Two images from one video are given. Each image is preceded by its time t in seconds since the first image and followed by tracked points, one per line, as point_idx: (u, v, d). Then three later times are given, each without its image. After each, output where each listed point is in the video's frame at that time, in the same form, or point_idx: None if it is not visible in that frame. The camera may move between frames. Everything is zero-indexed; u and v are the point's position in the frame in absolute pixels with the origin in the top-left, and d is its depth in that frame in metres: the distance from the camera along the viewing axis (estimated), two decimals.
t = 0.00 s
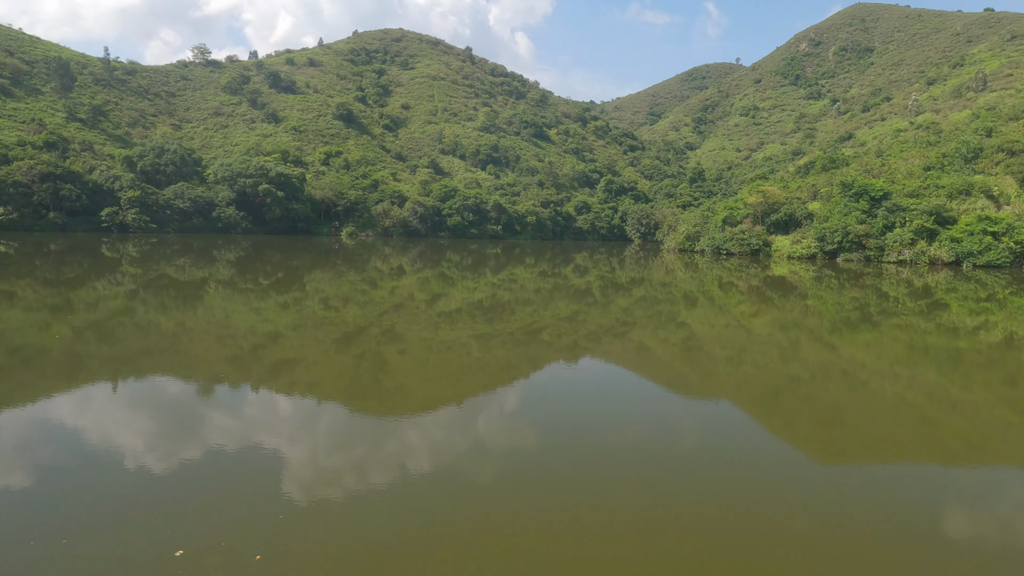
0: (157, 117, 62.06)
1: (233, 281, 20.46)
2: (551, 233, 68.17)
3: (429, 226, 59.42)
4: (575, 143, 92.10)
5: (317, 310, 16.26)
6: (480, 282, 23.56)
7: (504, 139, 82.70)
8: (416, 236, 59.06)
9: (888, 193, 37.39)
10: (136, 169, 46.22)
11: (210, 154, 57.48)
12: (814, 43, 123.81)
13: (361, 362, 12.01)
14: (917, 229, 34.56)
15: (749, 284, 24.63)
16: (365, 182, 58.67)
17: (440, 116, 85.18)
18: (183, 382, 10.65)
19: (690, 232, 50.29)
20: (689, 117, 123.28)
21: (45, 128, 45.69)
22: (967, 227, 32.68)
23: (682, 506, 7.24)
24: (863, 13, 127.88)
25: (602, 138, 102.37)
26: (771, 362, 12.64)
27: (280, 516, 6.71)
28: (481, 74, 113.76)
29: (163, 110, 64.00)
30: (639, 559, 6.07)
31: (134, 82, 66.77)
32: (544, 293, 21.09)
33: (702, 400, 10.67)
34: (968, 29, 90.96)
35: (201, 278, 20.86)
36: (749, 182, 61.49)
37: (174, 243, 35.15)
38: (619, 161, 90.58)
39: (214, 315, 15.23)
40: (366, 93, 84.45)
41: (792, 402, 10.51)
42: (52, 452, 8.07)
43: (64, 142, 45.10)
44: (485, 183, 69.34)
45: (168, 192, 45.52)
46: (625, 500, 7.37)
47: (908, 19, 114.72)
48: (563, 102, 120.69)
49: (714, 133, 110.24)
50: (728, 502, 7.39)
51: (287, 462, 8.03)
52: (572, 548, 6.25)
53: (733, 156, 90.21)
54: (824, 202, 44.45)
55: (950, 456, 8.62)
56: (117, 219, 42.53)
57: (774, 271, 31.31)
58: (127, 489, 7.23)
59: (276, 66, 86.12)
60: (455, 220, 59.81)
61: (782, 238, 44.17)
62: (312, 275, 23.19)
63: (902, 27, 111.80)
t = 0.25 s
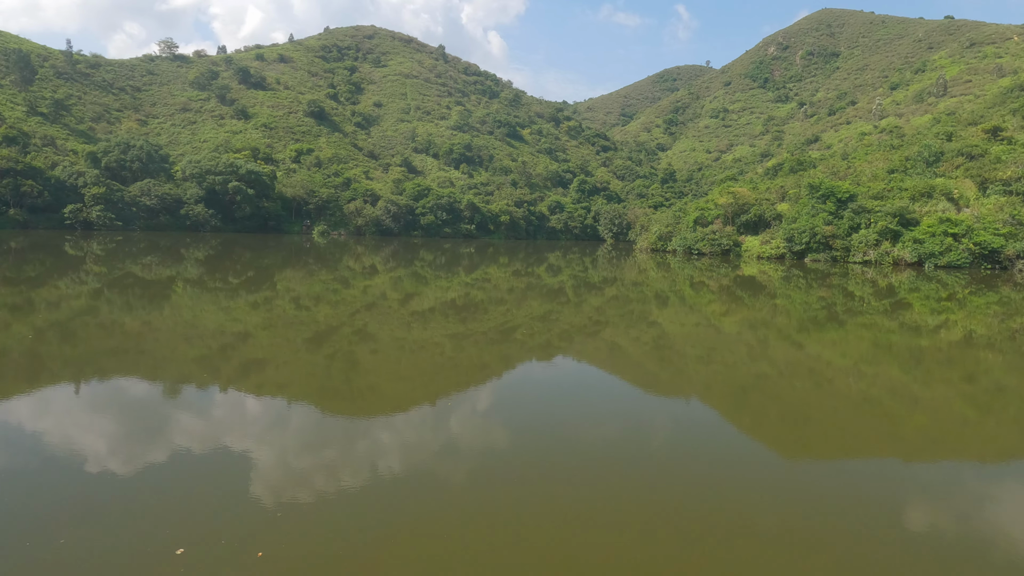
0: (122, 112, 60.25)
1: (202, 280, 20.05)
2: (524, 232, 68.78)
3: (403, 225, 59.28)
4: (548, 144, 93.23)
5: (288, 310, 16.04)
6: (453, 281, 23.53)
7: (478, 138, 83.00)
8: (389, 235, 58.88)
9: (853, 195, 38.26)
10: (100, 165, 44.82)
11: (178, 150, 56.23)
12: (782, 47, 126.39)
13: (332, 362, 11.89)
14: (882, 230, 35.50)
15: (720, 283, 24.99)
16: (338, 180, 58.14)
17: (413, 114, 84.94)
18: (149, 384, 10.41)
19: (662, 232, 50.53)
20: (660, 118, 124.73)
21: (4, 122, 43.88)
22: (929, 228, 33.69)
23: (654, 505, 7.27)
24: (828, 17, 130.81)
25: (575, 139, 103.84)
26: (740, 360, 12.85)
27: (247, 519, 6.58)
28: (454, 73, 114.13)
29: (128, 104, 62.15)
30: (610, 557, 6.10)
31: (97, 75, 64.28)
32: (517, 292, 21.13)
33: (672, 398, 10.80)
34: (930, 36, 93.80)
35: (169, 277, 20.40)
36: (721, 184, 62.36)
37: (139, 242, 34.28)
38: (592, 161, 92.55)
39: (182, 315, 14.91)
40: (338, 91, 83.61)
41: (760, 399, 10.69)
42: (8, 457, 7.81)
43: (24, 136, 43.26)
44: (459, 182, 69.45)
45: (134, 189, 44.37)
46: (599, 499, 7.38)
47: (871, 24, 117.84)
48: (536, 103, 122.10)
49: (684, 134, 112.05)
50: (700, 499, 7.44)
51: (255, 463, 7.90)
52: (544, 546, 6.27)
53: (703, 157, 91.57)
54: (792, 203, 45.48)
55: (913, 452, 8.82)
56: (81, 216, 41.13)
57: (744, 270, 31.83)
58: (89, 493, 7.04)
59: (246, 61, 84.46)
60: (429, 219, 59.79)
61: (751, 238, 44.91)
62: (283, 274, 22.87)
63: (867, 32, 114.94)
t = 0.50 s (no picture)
0: (105, 110, 59.39)
1: (187, 281, 19.88)
2: (512, 233, 68.99)
3: (390, 225, 59.19)
4: (536, 145, 94.00)
5: (275, 310, 15.95)
6: (440, 281, 23.51)
7: (465, 139, 83.07)
8: (377, 235, 58.78)
9: (838, 197, 38.59)
10: (84, 164, 44.07)
11: (163, 149, 55.74)
12: (768, 49, 127.39)
13: (319, 363, 11.84)
14: (866, 231, 35.81)
15: (707, 284, 25.14)
16: (325, 180, 57.90)
17: (400, 114, 84.81)
18: (132, 385, 10.32)
19: (650, 232, 50.85)
20: (647, 119, 125.43)
21: None
22: (912, 230, 34.20)
23: (640, 505, 7.29)
24: (812, 20, 131.99)
25: (562, 140, 104.75)
26: (725, 360, 12.95)
27: (231, 522, 6.54)
28: (441, 73, 114.34)
29: (112, 103, 61.47)
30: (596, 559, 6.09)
31: (80, 73, 63.39)
32: (505, 292, 21.16)
33: (659, 398, 10.86)
34: (912, 39, 94.85)
35: (153, 277, 20.20)
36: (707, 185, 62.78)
37: (124, 242, 33.90)
38: (579, 162, 94.57)
39: (166, 315, 14.78)
40: (325, 90, 83.31)
41: (745, 399, 10.78)
42: None
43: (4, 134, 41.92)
44: (446, 182, 69.45)
45: (119, 187, 43.81)
46: (587, 500, 7.38)
47: (855, 28, 119.37)
48: (523, 104, 123.14)
49: (671, 136, 112.87)
50: (688, 500, 7.47)
51: (241, 465, 7.85)
52: (529, 547, 6.28)
53: (689, 158, 92.23)
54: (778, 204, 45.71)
55: (896, 451, 8.92)
56: (64, 215, 40.36)
57: (731, 271, 32.01)
58: (71, 496, 6.96)
59: (231, 60, 83.67)
60: (416, 219, 59.75)
61: (738, 239, 45.20)
62: (270, 274, 22.73)
63: (851, 35, 116.38)
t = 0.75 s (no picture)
0: (91, 109, 58.72)
1: (174, 281, 19.73)
2: (501, 235, 69.02)
3: (380, 226, 59.23)
4: (525, 147, 94.63)
5: (263, 312, 15.87)
6: (430, 283, 23.49)
7: (455, 140, 83.15)
8: (366, 236, 58.78)
9: (825, 201, 39.01)
10: (70, 163, 43.40)
11: (150, 149, 55.24)
12: (755, 54, 128.31)
13: (308, 364, 11.79)
14: (853, 235, 36.12)
15: (695, 286, 25.26)
16: (314, 180, 57.71)
17: (390, 115, 84.74)
18: (118, 387, 10.23)
19: (639, 234, 51.17)
20: (636, 121, 126.15)
21: None
22: (897, 233, 34.77)
23: (628, 506, 7.31)
24: (799, 24, 133.07)
25: (552, 142, 105.35)
26: (713, 362, 13.03)
27: (216, 524, 6.50)
28: (431, 74, 114.41)
29: (98, 102, 60.83)
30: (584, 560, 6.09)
31: (65, 71, 62.67)
32: (494, 294, 21.18)
33: (646, 399, 10.90)
34: (898, 45, 95.82)
35: (139, 278, 20.02)
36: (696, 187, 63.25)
37: (110, 242, 33.59)
38: (568, 164, 94.72)
39: (152, 317, 14.65)
40: (314, 90, 83.11)
41: (732, 401, 10.85)
42: None
43: None
44: (436, 183, 69.37)
45: (105, 187, 43.20)
46: (580, 502, 7.37)
47: (841, 33, 120.83)
48: (512, 106, 123.64)
49: (659, 138, 113.64)
50: (680, 502, 7.48)
51: (227, 467, 7.80)
52: (517, 549, 6.27)
53: (677, 161, 92.90)
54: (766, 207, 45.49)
55: (882, 452, 9.00)
56: (50, 215, 39.82)
57: (719, 274, 32.14)
58: (54, 499, 6.89)
59: (219, 59, 83.17)
60: (406, 220, 59.72)
61: (727, 242, 45.49)
62: (258, 275, 22.61)
63: (837, 40, 117.79)
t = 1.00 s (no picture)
0: (77, 109, 58.19)
1: (162, 283, 19.59)
2: (491, 237, 69.07)
3: (369, 228, 59.18)
4: (515, 149, 94.82)
5: (251, 314, 15.78)
6: (419, 285, 23.45)
7: (445, 142, 83.22)
8: (356, 238, 58.69)
9: (813, 204, 39.37)
10: (55, 164, 42.85)
11: (137, 149, 54.82)
12: (743, 58, 129.36)
13: (296, 367, 11.73)
14: (840, 238, 36.63)
15: (685, 289, 25.40)
16: (303, 182, 57.52)
17: (380, 117, 84.64)
18: (103, 389, 10.14)
19: (629, 237, 51.40)
20: (625, 124, 126.79)
21: None
22: (884, 236, 35.16)
23: (619, 508, 7.32)
24: (786, 30, 134.11)
25: (541, 144, 105.63)
26: (702, 364, 13.10)
27: (202, 527, 6.45)
28: (421, 77, 114.43)
29: (83, 101, 60.27)
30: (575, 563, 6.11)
31: (50, 70, 62.09)
32: (483, 296, 21.19)
33: (635, 402, 10.95)
34: (883, 50, 96.87)
35: (125, 279, 19.84)
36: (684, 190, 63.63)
37: (96, 243, 33.26)
38: (558, 167, 94.97)
39: (139, 318, 14.52)
40: (303, 92, 82.91)
41: (721, 403, 10.90)
42: None
43: None
44: (426, 186, 69.32)
45: (92, 187, 42.69)
46: (572, 504, 7.37)
47: (827, 38, 122.28)
48: (502, 109, 123.93)
49: (648, 141, 114.29)
50: (669, 504, 7.50)
51: (213, 470, 7.75)
52: (509, 551, 6.27)
53: (666, 164, 93.43)
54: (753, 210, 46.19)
55: (869, 453, 9.07)
56: (35, 216, 39.44)
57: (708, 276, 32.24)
58: (37, 503, 6.81)
59: (207, 60, 82.78)
60: (396, 222, 59.70)
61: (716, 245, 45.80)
62: (246, 277, 22.49)
63: (823, 45, 119.17)
